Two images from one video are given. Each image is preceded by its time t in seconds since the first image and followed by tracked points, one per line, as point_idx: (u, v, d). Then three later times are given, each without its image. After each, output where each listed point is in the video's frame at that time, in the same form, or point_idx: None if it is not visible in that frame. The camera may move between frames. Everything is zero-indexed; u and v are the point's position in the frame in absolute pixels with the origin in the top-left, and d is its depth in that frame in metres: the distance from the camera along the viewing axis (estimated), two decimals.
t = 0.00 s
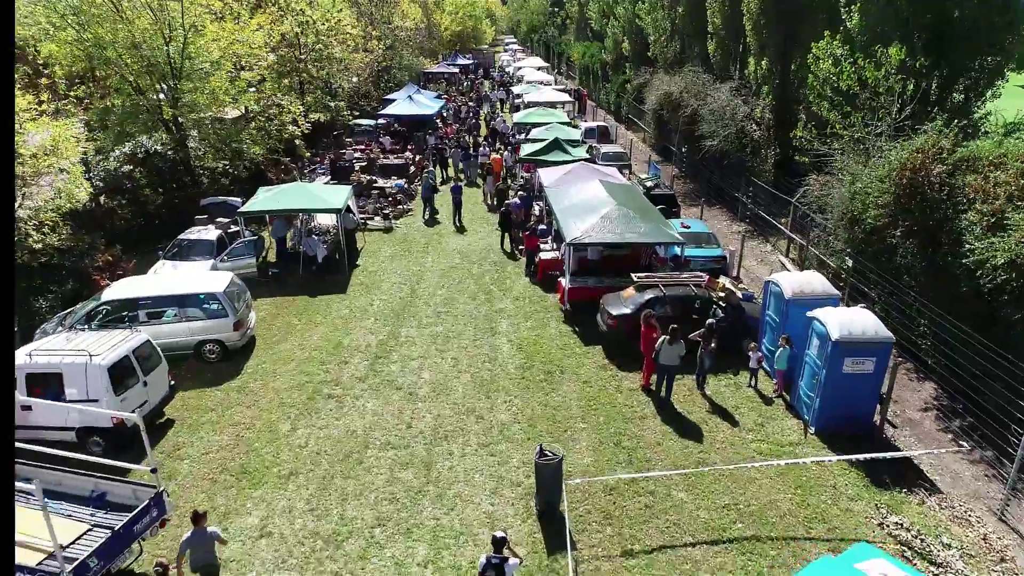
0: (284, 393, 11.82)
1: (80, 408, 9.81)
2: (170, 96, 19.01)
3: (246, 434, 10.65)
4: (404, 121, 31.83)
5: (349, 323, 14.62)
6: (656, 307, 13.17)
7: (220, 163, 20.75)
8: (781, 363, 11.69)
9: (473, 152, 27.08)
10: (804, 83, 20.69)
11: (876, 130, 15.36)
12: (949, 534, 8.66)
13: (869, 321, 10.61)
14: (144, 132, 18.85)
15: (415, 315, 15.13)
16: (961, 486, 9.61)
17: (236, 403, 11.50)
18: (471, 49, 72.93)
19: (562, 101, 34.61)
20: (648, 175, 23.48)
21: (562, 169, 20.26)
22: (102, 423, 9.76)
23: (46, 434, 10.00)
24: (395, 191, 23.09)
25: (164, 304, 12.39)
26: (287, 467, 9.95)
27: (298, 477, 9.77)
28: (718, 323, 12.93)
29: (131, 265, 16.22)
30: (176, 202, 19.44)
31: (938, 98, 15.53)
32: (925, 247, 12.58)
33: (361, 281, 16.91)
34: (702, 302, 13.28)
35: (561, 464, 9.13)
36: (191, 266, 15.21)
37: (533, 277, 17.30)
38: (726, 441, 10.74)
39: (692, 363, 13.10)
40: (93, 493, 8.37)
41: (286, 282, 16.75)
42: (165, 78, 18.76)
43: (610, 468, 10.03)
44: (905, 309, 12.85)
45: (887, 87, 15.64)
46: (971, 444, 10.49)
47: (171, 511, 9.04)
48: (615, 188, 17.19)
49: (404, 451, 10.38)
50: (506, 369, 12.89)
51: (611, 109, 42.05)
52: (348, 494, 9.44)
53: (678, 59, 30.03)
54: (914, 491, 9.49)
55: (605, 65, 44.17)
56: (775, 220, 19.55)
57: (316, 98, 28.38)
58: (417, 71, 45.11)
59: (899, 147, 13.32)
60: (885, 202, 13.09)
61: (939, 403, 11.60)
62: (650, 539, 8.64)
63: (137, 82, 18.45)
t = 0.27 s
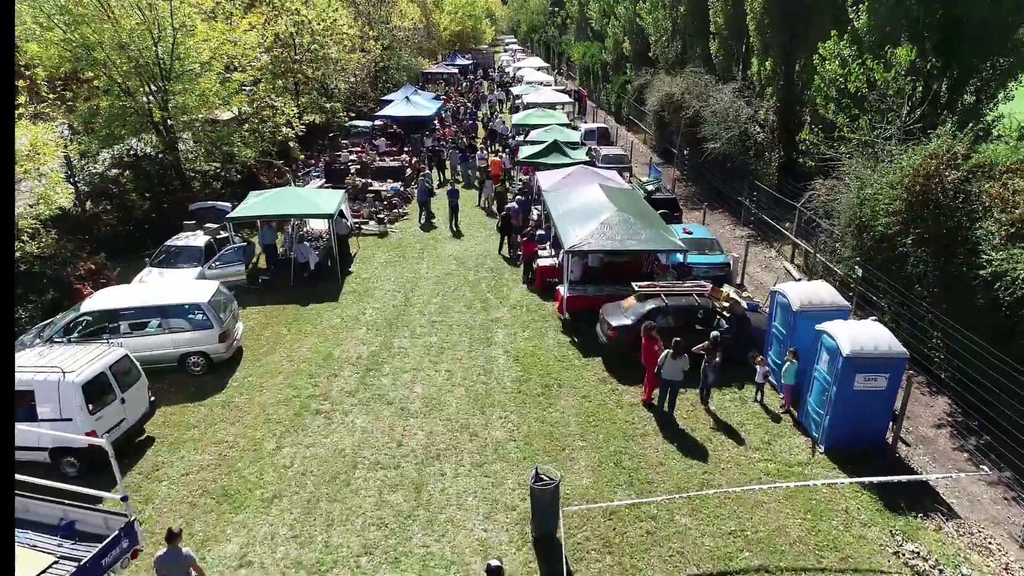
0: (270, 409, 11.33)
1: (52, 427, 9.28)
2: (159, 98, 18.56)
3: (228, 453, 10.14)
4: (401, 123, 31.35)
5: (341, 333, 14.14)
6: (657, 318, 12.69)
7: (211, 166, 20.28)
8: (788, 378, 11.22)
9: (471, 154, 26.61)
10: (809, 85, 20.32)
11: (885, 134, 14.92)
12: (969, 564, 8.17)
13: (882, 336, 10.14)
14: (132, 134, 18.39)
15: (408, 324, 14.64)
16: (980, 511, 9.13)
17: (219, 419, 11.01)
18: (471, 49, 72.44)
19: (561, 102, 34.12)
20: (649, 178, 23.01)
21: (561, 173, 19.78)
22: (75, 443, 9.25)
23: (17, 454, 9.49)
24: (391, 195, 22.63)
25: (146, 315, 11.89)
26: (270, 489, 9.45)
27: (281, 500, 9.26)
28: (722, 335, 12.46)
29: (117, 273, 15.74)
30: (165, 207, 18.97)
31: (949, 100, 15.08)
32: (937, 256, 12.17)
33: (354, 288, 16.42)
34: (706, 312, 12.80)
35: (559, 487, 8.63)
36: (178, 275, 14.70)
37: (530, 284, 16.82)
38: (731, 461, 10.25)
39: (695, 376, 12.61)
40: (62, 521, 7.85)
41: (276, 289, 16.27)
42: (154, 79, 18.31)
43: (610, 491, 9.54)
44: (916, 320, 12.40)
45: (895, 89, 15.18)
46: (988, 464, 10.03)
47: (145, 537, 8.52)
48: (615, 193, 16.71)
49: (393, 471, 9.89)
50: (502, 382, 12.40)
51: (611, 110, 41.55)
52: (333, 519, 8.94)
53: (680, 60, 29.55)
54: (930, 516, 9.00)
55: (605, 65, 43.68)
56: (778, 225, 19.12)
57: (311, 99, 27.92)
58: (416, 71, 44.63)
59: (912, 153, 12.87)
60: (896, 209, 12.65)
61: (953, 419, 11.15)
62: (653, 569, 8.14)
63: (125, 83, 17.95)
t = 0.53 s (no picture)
0: (264, 425, 10.88)
1: (34, 446, 8.84)
2: (159, 100, 18.22)
3: (219, 473, 9.70)
4: (408, 124, 30.93)
5: (340, 343, 13.68)
6: (668, 331, 12.16)
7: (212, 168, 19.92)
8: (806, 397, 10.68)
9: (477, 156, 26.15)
10: (825, 87, 19.86)
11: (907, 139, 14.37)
12: None
13: (907, 354, 9.56)
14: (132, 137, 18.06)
15: (410, 334, 14.18)
16: (1014, 544, 8.55)
17: (211, 435, 10.56)
18: (480, 49, 71.98)
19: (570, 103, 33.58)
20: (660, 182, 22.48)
21: (570, 176, 19.24)
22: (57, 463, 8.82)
23: None
24: (396, 198, 22.21)
25: (138, 326, 11.46)
26: (260, 512, 8.98)
27: (272, 524, 8.79)
28: (737, 349, 11.92)
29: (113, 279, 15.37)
30: (165, 210, 18.59)
31: (973, 103, 14.32)
32: (964, 269, 11.61)
33: (355, 296, 15.97)
34: (719, 325, 12.26)
35: (565, 516, 8.12)
36: (174, 282, 14.32)
37: (537, 292, 16.32)
38: (747, 486, 9.70)
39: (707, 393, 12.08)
40: (36, 550, 7.36)
41: (276, 296, 15.86)
42: (154, 80, 17.97)
43: (618, 517, 9.02)
44: (941, 335, 11.84)
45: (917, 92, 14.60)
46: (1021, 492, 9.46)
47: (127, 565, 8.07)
48: (625, 198, 16.18)
49: (390, 493, 9.41)
50: (506, 397, 11.92)
51: (622, 111, 40.94)
52: (325, 546, 8.45)
53: (691, 60, 28.95)
54: (960, 549, 8.43)
55: (615, 66, 43.08)
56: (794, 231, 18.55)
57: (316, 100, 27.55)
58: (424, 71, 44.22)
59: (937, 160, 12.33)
60: (921, 219, 12.13)
61: (981, 441, 10.59)
62: None
63: (124, 84, 17.59)
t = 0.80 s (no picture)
0: (271, 441, 10.49)
1: (30, 462, 8.53)
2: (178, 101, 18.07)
3: (221, 493, 9.32)
4: (432, 126, 30.55)
5: (353, 354, 13.26)
6: (695, 350, 11.50)
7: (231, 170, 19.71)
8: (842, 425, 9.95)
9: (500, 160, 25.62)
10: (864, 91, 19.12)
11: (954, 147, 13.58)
12: None
13: (956, 383, 8.80)
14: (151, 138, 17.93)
15: (425, 345, 13.71)
16: None
17: (216, 451, 10.21)
18: (507, 49, 71.45)
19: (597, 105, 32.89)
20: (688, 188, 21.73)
21: (594, 182, 18.64)
22: (54, 480, 8.51)
23: None
24: (416, 202, 21.77)
25: (145, 335, 11.17)
26: (261, 537, 8.56)
27: (273, 551, 8.36)
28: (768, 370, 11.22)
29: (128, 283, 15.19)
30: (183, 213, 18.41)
31: None
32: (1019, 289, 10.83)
33: (371, 304, 15.56)
34: (749, 344, 11.57)
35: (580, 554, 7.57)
36: (187, 287, 14.15)
37: (558, 302, 15.73)
38: (778, 522, 9.03)
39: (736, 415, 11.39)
40: None
41: (291, 303, 15.52)
42: (173, 81, 17.82)
43: (639, 554, 8.42)
44: (991, 360, 11.02)
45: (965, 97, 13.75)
46: None
47: None
48: (650, 206, 15.51)
49: (397, 520, 8.92)
50: (523, 416, 11.37)
51: (650, 113, 40.07)
52: None
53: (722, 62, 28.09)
54: None
55: (644, 67, 42.22)
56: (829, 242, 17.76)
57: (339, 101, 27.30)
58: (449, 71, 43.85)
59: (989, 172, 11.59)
60: (972, 235, 11.47)
61: None
62: None
63: (144, 85, 17.40)
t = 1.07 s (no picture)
0: (261, 461, 10.04)
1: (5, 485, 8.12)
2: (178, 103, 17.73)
3: (207, 518, 8.87)
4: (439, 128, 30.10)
5: (351, 367, 12.79)
6: (707, 367, 10.93)
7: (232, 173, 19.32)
8: (864, 451, 9.35)
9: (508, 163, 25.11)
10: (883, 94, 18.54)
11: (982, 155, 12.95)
12: None
13: (989, 410, 8.18)
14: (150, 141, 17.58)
15: (426, 357, 13.22)
16: None
17: (204, 472, 9.77)
18: (517, 50, 70.86)
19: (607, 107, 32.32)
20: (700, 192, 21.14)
21: (603, 187, 18.09)
22: (30, 505, 8.10)
23: None
24: (421, 206, 21.31)
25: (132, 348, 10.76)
26: (246, 567, 8.09)
27: None
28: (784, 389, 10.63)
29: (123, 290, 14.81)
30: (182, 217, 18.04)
31: None
32: None
33: (372, 313, 15.10)
34: (764, 361, 11.00)
35: None
36: (182, 296, 13.84)
37: (564, 312, 15.18)
38: (796, 556, 8.46)
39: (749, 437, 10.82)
40: None
41: (289, 311, 15.09)
42: (173, 83, 17.48)
43: None
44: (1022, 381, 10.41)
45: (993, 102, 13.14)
46: None
47: None
48: (661, 213, 14.94)
49: (391, 549, 8.42)
50: (526, 436, 10.85)
51: (661, 115, 39.41)
52: None
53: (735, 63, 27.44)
54: None
55: (655, 68, 41.55)
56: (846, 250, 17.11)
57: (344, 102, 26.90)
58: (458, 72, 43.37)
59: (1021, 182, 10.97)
60: (1003, 248, 10.84)
61: None
62: None
63: (144, 86, 17.01)
